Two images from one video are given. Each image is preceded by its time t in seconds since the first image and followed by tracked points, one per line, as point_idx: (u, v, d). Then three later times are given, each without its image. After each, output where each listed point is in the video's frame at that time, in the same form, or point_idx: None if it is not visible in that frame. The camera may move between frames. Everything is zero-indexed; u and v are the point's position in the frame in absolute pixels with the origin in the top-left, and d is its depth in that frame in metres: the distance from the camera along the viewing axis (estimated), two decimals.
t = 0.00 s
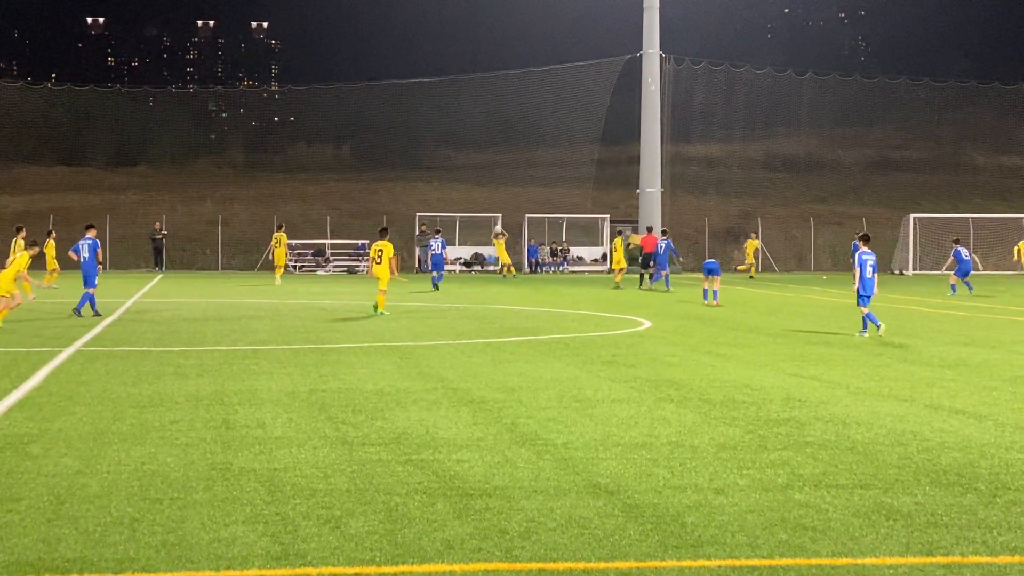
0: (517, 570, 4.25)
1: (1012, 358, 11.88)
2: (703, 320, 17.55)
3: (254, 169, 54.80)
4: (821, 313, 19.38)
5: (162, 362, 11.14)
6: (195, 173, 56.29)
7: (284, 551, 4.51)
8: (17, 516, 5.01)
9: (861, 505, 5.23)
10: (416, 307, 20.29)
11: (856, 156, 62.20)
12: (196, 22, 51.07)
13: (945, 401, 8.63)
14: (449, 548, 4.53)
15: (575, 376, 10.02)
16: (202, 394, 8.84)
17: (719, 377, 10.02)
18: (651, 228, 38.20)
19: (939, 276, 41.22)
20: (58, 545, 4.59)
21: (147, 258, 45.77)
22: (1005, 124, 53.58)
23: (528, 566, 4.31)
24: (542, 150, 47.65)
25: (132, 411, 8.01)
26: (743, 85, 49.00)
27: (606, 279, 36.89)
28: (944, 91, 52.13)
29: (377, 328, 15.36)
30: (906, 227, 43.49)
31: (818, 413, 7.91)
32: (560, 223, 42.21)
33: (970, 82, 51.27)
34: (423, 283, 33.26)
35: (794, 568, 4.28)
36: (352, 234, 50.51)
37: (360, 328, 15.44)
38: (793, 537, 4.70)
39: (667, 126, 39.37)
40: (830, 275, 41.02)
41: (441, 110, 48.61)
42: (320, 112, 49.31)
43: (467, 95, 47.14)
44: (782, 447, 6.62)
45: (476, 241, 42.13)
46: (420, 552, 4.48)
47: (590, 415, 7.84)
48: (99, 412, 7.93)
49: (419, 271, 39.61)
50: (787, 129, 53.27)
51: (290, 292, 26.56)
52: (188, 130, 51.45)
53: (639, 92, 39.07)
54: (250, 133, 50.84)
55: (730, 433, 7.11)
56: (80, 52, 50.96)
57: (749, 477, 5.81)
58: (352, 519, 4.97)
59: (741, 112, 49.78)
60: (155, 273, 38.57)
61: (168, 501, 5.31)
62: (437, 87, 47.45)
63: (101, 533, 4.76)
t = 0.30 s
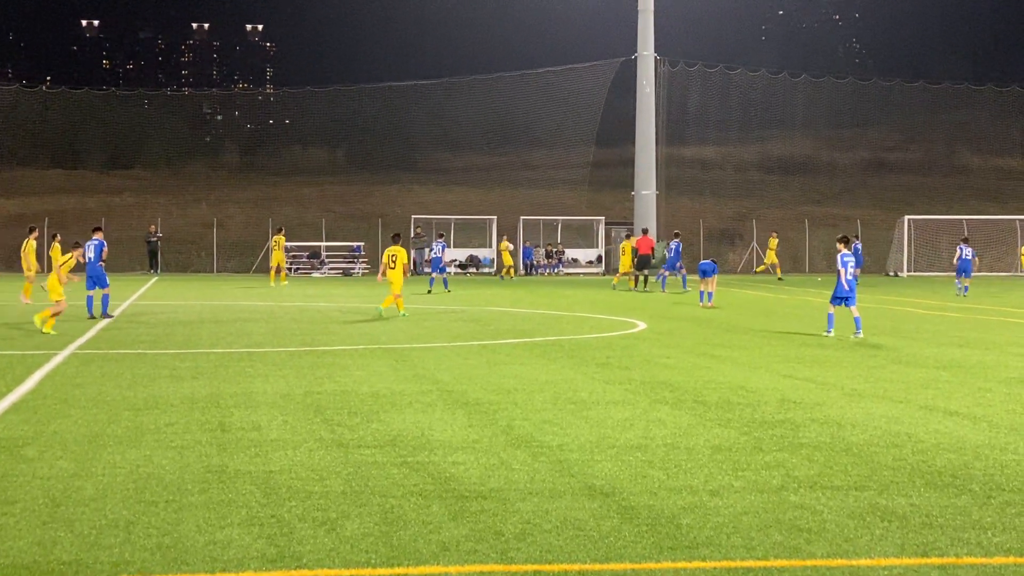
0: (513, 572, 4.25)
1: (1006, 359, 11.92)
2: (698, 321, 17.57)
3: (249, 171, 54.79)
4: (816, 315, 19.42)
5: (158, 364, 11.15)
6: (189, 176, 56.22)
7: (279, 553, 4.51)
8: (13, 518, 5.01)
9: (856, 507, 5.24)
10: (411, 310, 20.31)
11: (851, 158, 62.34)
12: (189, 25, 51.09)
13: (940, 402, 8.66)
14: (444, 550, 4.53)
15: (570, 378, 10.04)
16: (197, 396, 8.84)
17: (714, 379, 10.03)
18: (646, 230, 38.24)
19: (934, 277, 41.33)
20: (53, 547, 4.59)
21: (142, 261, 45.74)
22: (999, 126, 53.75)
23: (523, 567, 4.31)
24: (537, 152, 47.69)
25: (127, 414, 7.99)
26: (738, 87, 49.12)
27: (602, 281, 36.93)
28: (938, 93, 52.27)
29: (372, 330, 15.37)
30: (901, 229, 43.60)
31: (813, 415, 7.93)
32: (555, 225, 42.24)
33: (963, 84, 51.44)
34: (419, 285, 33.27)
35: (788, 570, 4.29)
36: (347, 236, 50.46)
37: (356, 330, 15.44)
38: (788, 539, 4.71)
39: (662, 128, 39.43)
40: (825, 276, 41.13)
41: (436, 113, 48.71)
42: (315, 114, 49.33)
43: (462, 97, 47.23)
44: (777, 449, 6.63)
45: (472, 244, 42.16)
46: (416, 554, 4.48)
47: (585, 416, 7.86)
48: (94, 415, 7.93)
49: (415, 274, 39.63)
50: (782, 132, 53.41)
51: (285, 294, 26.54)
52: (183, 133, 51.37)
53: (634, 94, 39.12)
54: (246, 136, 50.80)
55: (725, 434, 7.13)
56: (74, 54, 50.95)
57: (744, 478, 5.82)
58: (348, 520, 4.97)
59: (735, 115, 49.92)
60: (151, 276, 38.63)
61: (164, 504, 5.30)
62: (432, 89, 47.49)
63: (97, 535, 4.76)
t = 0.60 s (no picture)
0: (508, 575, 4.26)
1: (1000, 361, 11.94)
2: (692, 323, 17.61)
3: (243, 174, 54.74)
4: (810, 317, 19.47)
5: (152, 367, 11.14)
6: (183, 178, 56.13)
7: (273, 556, 4.51)
8: (7, 522, 4.99)
9: (849, 508, 5.26)
10: (405, 312, 20.31)
11: (844, 160, 62.47)
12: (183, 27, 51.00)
13: (934, 404, 8.68)
14: (439, 552, 4.54)
15: (564, 380, 10.05)
16: (191, 399, 8.82)
17: (708, 381, 10.05)
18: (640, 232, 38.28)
19: (927, 279, 41.47)
20: (47, 550, 4.58)
21: (135, 263, 45.64)
22: (992, 128, 53.91)
23: (517, 570, 4.31)
24: (531, 155, 47.72)
25: (121, 417, 7.98)
26: (732, 89, 49.21)
27: (596, 283, 36.97)
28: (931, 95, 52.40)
29: (367, 333, 15.37)
30: (895, 231, 43.71)
31: (807, 416, 7.95)
32: (549, 227, 42.27)
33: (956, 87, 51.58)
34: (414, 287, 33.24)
35: (783, 571, 4.31)
36: (342, 238, 50.42)
37: (350, 333, 15.44)
38: (782, 540, 4.72)
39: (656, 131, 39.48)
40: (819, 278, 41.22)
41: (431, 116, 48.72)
42: (309, 116, 49.30)
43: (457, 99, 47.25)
44: (771, 451, 6.65)
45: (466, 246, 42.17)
46: (411, 556, 4.48)
47: (579, 419, 7.86)
48: (88, 417, 7.91)
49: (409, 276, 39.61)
50: (775, 134, 53.50)
51: (280, 297, 26.52)
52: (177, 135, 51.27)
53: (628, 96, 39.15)
54: (240, 138, 50.71)
55: (719, 437, 7.15)
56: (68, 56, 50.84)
57: (738, 480, 5.83)
58: (343, 523, 4.97)
59: (729, 117, 50.01)
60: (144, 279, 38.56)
61: (158, 507, 5.29)
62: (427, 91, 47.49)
63: (91, 538, 4.76)
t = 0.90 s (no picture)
0: None
1: (994, 363, 11.96)
2: (685, 326, 17.62)
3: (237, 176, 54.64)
4: (804, 319, 19.50)
5: (145, 370, 11.10)
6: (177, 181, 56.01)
7: (266, 559, 4.49)
8: None
9: (843, 511, 5.26)
10: (399, 315, 20.27)
11: (838, 162, 62.58)
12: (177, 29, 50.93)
13: (927, 406, 8.69)
14: (432, 555, 4.53)
15: (558, 383, 10.04)
16: (184, 403, 8.80)
17: (702, 383, 10.06)
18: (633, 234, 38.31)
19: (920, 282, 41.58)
20: (38, 554, 4.56)
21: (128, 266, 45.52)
22: (984, 131, 54.08)
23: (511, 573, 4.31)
24: (525, 157, 47.73)
25: (115, 420, 7.96)
26: (725, 92, 49.30)
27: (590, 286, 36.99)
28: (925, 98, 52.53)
29: (362, 336, 15.33)
30: (888, 234, 43.84)
31: (800, 419, 7.96)
32: (543, 230, 42.28)
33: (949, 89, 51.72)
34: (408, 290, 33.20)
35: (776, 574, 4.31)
36: (336, 241, 50.37)
37: (344, 335, 15.42)
38: (775, 543, 4.72)
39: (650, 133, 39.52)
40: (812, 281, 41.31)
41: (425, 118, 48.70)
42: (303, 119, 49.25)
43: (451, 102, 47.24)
44: (765, 453, 6.65)
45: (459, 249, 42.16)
46: (403, 559, 4.48)
47: (572, 422, 7.85)
48: (81, 421, 7.89)
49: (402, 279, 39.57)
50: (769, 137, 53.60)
51: (274, 300, 26.46)
52: (170, 137, 51.15)
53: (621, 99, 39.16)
54: (233, 141, 50.60)
55: (713, 439, 7.15)
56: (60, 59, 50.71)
57: (731, 483, 5.83)
58: (336, 526, 4.96)
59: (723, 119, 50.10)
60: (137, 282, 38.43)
61: (151, 510, 5.28)
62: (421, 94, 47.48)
63: (83, 542, 4.74)
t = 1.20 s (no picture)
0: None
1: (987, 365, 11.99)
2: (679, 328, 17.64)
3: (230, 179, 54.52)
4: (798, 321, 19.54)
5: (138, 373, 11.07)
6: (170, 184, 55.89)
7: (260, 561, 4.49)
8: None
9: (836, 512, 5.28)
10: (392, 317, 20.25)
11: (831, 165, 62.69)
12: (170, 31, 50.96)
13: (920, 409, 8.70)
14: (425, 557, 4.53)
15: (551, 385, 10.04)
16: (178, 405, 8.77)
17: (695, 385, 10.07)
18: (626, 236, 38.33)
19: (913, 284, 41.68)
20: (32, 557, 4.55)
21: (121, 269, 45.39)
22: (977, 133, 54.23)
23: None
24: (519, 160, 47.75)
25: (108, 423, 7.94)
26: (718, 94, 49.36)
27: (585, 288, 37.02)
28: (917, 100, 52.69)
29: (356, 339, 15.32)
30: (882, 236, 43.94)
31: (793, 421, 7.97)
32: (536, 232, 42.30)
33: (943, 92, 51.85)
34: (402, 292, 33.19)
35: None
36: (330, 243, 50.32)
37: (338, 338, 15.39)
38: (768, 545, 4.73)
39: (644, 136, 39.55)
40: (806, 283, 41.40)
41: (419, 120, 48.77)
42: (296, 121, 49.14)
43: (444, 104, 47.24)
44: (757, 455, 6.67)
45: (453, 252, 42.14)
46: (397, 562, 4.48)
47: (566, 424, 7.85)
48: (74, 423, 7.87)
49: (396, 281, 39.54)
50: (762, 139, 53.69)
51: (267, 303, 26.42)
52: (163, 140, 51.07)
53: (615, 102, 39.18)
54: (226, 143, 50.51)
55: (706, 441, 7.16)
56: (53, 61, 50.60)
57: (724, 485, 5.84)
58: (329, 529, 4.96)
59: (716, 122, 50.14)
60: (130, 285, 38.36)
61: (144, 513, 5.27)
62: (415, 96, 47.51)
63: (77, 544, 4.72)
